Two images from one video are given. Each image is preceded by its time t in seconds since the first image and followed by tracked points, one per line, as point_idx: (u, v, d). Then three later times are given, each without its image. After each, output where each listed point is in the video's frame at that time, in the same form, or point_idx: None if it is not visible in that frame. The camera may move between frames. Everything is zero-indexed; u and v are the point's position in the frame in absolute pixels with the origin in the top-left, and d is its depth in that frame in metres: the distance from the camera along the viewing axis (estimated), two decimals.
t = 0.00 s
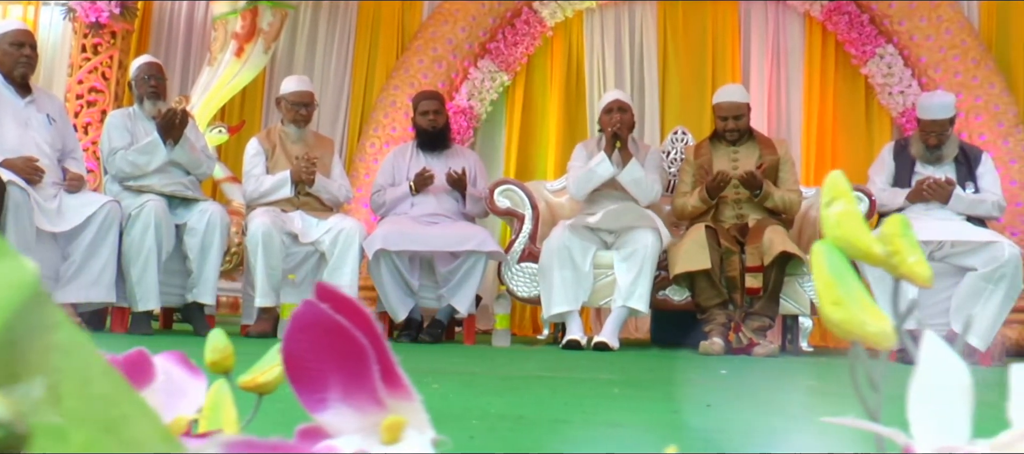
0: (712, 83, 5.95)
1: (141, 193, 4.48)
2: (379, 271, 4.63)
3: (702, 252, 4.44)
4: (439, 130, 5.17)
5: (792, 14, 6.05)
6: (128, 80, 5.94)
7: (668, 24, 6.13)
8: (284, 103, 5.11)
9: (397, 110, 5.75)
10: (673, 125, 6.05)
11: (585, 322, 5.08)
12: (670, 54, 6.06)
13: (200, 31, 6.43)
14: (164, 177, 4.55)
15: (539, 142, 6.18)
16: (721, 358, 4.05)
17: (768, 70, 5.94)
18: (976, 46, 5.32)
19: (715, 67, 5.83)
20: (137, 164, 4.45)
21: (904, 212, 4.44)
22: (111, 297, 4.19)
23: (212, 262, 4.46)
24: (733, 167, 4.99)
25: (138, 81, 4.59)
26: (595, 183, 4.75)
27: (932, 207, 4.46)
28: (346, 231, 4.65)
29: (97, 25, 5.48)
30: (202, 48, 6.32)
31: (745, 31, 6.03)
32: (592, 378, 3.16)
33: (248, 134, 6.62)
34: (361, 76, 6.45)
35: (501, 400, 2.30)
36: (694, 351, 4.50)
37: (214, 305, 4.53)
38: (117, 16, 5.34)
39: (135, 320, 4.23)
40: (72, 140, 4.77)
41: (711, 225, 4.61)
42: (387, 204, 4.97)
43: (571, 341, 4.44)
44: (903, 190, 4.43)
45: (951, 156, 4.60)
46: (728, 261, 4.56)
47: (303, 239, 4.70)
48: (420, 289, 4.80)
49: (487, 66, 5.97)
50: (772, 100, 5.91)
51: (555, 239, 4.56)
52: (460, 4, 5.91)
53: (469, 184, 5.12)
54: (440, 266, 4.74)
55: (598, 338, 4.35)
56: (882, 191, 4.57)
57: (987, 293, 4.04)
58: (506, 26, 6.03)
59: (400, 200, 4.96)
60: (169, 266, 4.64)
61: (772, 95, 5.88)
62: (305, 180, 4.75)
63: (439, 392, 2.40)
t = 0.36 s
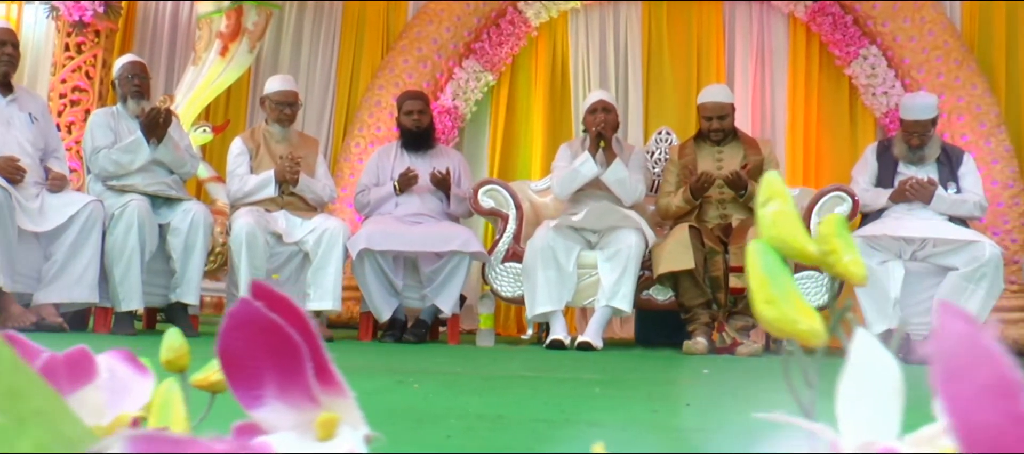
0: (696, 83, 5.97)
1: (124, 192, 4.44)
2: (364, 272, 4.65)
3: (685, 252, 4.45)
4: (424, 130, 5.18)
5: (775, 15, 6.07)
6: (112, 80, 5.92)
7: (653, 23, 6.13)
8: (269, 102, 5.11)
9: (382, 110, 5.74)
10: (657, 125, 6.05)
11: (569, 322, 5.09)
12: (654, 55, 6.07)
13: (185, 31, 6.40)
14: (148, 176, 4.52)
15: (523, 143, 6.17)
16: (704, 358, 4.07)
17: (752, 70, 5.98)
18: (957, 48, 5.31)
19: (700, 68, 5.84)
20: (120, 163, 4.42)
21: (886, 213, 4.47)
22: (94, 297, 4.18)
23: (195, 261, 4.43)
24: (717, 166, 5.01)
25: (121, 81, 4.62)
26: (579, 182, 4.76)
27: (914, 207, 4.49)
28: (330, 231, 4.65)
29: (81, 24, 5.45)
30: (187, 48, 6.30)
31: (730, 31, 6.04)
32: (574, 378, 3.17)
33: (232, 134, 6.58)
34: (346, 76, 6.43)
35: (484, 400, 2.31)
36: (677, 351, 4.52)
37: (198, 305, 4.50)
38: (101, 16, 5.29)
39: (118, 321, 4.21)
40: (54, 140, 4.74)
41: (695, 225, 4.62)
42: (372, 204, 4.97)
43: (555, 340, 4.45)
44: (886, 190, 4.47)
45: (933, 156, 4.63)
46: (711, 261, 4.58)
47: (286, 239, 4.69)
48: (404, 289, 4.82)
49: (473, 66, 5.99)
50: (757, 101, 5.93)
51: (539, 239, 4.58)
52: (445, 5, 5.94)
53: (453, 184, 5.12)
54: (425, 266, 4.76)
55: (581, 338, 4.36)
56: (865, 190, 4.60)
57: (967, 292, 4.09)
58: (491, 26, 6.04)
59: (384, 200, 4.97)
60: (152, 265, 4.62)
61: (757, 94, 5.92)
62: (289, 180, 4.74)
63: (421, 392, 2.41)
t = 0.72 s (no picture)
0: (681, 83, 5.93)
1: (107, 193, 4.43)
2: (348, 272, 4.66)
3: (669, 252, 4.45)
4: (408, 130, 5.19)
5: (760, 16, 6.02)
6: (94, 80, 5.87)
7: (638, 25, 6.08)
8: (253, 102, 5.09)
9: (367, 110, 5.71)
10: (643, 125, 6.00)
11: (554, 322, 5.08)
12: (640, 55, 6.03)
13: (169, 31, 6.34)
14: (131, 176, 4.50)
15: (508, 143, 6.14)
16: (686, 358, 4.07)
17: (738, 72, 5.92)
18: (940, 48, 5.26)
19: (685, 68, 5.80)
20: (103, 162, 4.40)
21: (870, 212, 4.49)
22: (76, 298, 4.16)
23: (179, 260, 4.40)
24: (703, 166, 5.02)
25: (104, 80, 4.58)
26: (563, 182, 4.75)
27: (898, 207, 4.50)
28: (313, 231, 4.62)
29: (65, 24, 5.40)
30: (171, 47, 6.24)
31: (715, 34, 5.98)
32: (556, 378, 3.17)
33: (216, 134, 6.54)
34: (331, 78, 6.35)
35: (463, 401, 2.30)
36: (661, 350, 4.52)
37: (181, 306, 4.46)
38: (84, 14, 5.21)
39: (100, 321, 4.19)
40: (37, 140, 4.70)
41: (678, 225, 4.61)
42: (356, 204, 4.97)
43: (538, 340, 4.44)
44: (868, 190, 4.49)
45: (915, 157, 4.64)
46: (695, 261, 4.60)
47: (270, 239, 4.68)
48: (388, 289, 4.82)
49: (456, 67, 5.94)
50: (742, 101, 5.89)
51: (523, 238, 4.59)
52: (429, 5, 5.89)
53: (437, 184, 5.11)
54: (408, 266, 4.75)
55: (564, 338, 4.35)
56: (849, 191, 4.61)
57: (949, 291, 4.05)
58: (476, 26, 6.01)
59: (369, 200, 4.97)
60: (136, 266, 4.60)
61: (742, 96, 5.86)
62: (273, 179, 4.73)
63: (400, 393, 2.40)
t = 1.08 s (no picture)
0: (664, 82, 5.88)
1: (88, 192, 4.40)
2: (331, 272, 4.64)
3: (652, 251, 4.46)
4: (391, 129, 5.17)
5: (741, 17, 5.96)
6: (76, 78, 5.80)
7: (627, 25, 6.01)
8: (236, 101, 5.06)
9: (350, 109, 5.70)
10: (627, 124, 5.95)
11: (537, 321, 5.08)
12: (626, 55, 5.97)
13: (151, 29, 6.27)
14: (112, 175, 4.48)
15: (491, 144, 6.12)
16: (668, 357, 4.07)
17: (726, 72, 5.87)
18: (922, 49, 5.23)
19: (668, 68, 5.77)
20: (84, 161, 4.36)
21: (851, 211, 4.50)
22: (57, 298, 4.14)
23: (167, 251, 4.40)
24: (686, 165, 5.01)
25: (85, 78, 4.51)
26: (546, 181, 4.76)
27: (879, 206, 4.52)
28: (297, 230, 4.60)
29: (47, 21, 5.33)
30: (154, 45, 6.17)
31: (697, 33, 5.94)
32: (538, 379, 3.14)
33: (199, 133, 6.47)
34: (314, 78, 6.30)
35: (434, 408, 2.31)
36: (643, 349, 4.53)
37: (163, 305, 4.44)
38: (66, 13, 5.15)
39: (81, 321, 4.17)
40: (17, 138, 4.65)
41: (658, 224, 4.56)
42: (339, 204, 4.96)
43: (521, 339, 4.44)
44: (850, 189, 4.50)
45: (895, 156, 4.63)
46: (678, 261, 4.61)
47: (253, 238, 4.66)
48: (371, 288, 4.80)
49: (438, 71, 5.90)
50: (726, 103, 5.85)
51: (506, 238, 4.59)
52: (413, 4, 5.93)
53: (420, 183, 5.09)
54: (391, 266, 4.74)
55: (547, 337, 4.36)
56: (831, 190, 4.62)
57: (931, 290, 4.09)
58: (460, 26, 6.00)
59: (352, 200, 4.97)
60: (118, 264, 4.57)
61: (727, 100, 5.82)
62: (255, 178, 4.70)
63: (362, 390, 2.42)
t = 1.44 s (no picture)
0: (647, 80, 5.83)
1: (65, 191, 4.25)
2: (313, 271, 4.73)
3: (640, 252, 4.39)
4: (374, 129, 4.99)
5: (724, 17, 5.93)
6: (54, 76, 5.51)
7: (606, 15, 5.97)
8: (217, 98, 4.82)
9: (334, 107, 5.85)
10: (614, 118, 5.04)
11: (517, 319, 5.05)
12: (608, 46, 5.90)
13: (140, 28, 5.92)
14: (92, 174, 4.40)
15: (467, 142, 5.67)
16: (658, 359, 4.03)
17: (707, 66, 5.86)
18: (906, 48, 4.96)
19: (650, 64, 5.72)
20: (66, 159, 4.20)
21: (834, 211, 4.48)
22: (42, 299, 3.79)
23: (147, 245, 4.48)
24: (669, 163, 4.34)
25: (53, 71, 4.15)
26: (527, 182, 4.73)
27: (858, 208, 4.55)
28: (279, 228, 4.59)
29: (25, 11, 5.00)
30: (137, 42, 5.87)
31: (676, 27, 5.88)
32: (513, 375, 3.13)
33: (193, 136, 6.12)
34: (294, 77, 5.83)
35: (388, 410, 2.34)
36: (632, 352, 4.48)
37: (146, 306, 4.22)
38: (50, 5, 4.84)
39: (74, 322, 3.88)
40: None
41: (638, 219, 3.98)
42: (320, 203, 4.94)
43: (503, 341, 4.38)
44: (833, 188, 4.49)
45: (877, 156, 4.54)
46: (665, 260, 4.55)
47: (235, 238, 4.54)
48: (353, 288, 4.86)
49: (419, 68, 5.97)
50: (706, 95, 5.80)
51: (489, 239, 4.52)
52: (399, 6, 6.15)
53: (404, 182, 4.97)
54: (373, 265, 4.82)
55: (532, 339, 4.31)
56: (812, 189, 4.57)
57: (912, 288, 4.12)
58: (444, 25, 5.93)
59: (333, 199, 4.95)
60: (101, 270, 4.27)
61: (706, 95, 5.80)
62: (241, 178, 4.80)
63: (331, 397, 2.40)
